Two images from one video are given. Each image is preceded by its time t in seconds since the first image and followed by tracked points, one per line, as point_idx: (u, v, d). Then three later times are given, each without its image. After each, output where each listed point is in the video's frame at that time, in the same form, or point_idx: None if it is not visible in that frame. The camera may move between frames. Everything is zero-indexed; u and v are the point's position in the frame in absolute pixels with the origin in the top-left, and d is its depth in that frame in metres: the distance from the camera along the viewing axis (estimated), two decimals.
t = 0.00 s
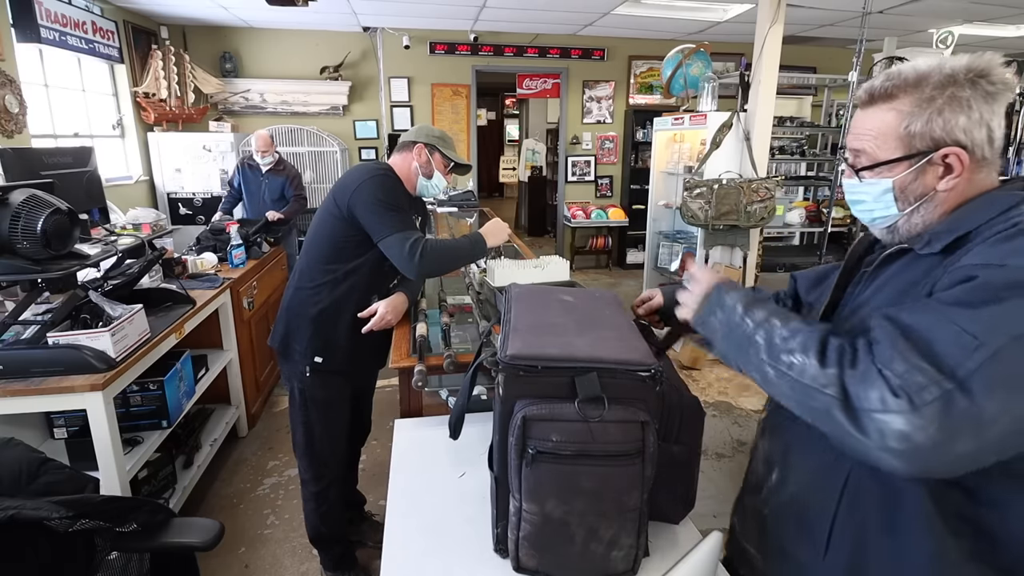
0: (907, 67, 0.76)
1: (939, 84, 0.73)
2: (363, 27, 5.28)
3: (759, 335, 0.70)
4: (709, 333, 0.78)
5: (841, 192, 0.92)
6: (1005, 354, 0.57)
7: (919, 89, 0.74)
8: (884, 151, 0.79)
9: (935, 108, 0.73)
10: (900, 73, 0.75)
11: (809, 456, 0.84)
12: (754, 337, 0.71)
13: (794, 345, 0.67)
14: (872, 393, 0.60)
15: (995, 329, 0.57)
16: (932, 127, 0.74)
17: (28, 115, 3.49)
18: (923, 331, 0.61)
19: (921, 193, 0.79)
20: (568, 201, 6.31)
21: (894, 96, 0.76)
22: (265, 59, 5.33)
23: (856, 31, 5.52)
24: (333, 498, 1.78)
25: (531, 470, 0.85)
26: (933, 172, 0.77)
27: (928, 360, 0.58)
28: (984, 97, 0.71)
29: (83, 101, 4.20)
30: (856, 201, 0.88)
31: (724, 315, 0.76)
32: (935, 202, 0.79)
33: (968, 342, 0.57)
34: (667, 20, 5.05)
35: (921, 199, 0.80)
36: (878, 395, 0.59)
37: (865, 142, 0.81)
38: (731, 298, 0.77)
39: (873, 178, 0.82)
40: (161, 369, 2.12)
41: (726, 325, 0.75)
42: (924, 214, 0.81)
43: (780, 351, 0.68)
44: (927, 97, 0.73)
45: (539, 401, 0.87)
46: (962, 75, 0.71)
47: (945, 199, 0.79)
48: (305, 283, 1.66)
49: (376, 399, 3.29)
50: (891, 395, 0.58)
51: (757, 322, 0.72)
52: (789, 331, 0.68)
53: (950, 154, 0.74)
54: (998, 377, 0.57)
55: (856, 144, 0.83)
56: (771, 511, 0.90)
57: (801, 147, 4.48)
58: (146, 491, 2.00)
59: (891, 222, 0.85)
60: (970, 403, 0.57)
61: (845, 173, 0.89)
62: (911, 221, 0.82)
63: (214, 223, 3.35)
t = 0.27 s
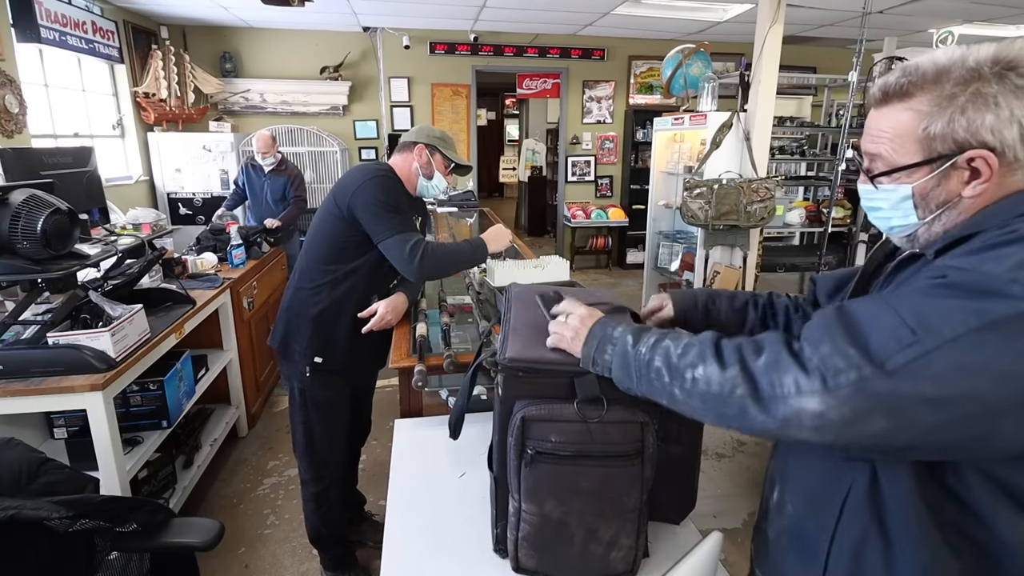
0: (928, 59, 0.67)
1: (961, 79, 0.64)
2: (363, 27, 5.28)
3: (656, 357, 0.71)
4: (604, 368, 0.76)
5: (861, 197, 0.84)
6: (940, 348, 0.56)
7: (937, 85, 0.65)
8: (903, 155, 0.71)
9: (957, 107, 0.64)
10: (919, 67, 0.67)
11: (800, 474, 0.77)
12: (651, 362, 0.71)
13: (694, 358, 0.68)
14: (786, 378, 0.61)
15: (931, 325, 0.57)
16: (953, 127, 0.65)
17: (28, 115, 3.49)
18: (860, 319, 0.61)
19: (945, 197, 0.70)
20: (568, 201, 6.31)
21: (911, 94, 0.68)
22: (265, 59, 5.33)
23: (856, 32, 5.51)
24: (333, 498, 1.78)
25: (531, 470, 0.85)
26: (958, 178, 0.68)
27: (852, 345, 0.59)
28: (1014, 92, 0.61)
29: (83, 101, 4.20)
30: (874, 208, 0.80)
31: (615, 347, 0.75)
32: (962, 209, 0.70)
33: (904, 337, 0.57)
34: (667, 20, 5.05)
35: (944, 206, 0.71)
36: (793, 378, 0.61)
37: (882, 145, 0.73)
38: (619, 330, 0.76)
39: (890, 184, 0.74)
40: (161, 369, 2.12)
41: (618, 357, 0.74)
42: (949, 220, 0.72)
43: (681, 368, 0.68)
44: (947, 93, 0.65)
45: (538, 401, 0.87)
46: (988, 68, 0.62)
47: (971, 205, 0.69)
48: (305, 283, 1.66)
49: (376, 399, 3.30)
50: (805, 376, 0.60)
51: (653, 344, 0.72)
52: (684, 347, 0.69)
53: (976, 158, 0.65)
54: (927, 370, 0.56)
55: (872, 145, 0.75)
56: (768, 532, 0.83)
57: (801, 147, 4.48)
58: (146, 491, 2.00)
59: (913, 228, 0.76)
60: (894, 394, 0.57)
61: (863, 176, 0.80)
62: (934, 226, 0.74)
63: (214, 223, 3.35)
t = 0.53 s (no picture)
0: (919, 73, 0.64)
1: (954, 95, 0.61)
2: (363, 27, 5.28)
3: (658, 375, 0.72)
4: (607, 375, 0.78)
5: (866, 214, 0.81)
6: (945, 398, 0.54)
7: (929, 102, 0.63)
8: (901, 174, 0.68)
9: (949, 125, 0.62)
10: (910, 82, 0.64)
11: (804, 489, 0.77)
12: (654, 379, 0.72)
13: (694, 382, 0.69)
14: (785, 422, 0.62)
15: (939, 372, 0.54)
16: (948, 143, 0.62)
17: (28, 115, 3.49)
18: (864, 358, 0.60)
19: (950, 216, 0.67)
20: (568, 201, 6.31)
21: (903, 111, 0.65)
22: (264, 59, 5.33)
23: (856, 32, 5.51)
24: (333, 498, 1.78)
25: (531, 470, 0.85)
26: (961, 198, 0.65)
27: (853, 391, 0.59)
28: (1011, 103, 0.58)
29: (83, 101, 4.20)
30: (877, 224, 0.77)
31: (615, 356, 0.76)
32: (968, 229, 0.67)
33: (909, 384, 0.55)
34: (667, 20, 5.05)
35: (950, 226, 0.68)
36: (792, 424, 0.62)
37: (879, 163, 0.70)
38: (621, 337, 0.77)
39: (890, 203, 0.71)
40: (161, 369, 2.12)
41: (623, 365, 0.75)
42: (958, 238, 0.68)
43: (683, 391, 0.70)
44: (938, 110, 0.62)
45: (538, 401, 0.87)
46: (983, 81, 0.59)
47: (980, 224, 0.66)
48: (305, 283, 1.66)
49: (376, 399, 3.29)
50: (803, 424, 0.61)
51: (654, 361, 0.73)
52: (685, 367, 0.70)
53: (978, 176, 0.62)
54: (931, 421, 0.55)
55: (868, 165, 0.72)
56: (766, 541, 0.84)
57: (801, 147, 4.48)
58: (146, 491, 2.00)
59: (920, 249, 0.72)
60: (895, 440, 0.57)
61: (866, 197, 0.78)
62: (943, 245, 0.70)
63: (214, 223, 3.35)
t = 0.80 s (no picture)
0: (892, 107, 0.61)
1: (929, 131, 0.57)
2: (363, 27, 5.28)
3: (659, 386, 0.72)
4: (608, 379, 0.78)
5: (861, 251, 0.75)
6: (951, 435, 0.54)
7: (907, 137, 0.59)
8: (885, 212, 0.64)
9: (928, 161, 0.57)
10: (883, 118, 0.61)
11: (810, 501, 0.77)
12: (656, 390, 0.72)
13: (695, 397, 0.69)
14: (786, 446, 0.63)
15: (945, 409, 0.54)
16: (931, 179, 0.58)
17: (28, 115, 3.49)
18: (871, 385, 0.59)
19: (949, 251, 0.61)
20: (568, 201, 6.31)
21: (879, 147, 0.61)
22: (265, 59, 5.33)
23: (856, 32, 5.52)
24: (333, 498, 1.78)
25: (531, 470, 0.85)
26: (955, 232, 0.59)
27: (856, 420, 0.58)
28: (990, 137, 0.54)
29: (83, 101, 4.20)
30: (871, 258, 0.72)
31: (616, 362, 0.76)
32: (970, 263, 0.60)
33: (914, 418, 0.55)
34: (667, 20, 5.05)
35: (948, 262, 0.62)
36: (792, 447, 0.62)
37: (862, 201, 0.66)
38: (622, 343, 0.77)
39: (878, 240, 0.67)
40: (161, 369, 2.12)
41: (623, 374, 0.75)
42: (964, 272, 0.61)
43: (684, 404, 0.70)
44: (914, 147, 0.58)
45: (538, 401, 0.87)
46: (957, 116, 0.56)
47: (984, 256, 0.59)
48: (305, 283, 1.66)
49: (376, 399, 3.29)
50: (804, 450, 0.61)
51: (655, 371, 0.73)
52: (686, 381, 0.70)
53: (968, 211, 0.57)
54: (933, 457, 0.54)
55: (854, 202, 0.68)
56: (769, 548, 0.84)
57: (801, 146, 4.48)
58: (146, 491, 2.00)
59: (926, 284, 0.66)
60: (896, 472, 0.57)
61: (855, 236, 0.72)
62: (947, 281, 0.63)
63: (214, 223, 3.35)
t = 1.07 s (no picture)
0: (942, 125, 0.59)
1: (983, 163, 0.56)
2: (363, 27, 5.28)
3: (665, 405, 0.71)
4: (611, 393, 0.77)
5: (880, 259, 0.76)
6: (969, 480, 0.54)
7: (956, 164, 0.58)
8: (916, 237, 0.64)
9: (977, 195, 0.57)
10: (930, 138, 0.60)
11: (821, 519, 0.77)
12: (663, 408, 0.71)
13: (702, 417, 0.69)
14: (798, 473, 0.63)
15: (966, 456, 0.54)
16: (977, 212, 0.57)
17: (28, 115, 3.49)
18: (889, 421, 0.59)
19: (976, 282, 0.63)
20: (568, 201, 6.31)
21: (924, 170, 0.60)
22: (265, 59, 5.33)
23: (856, 32, 5.51)
24: (333, 497, 1.78)
25: (531, 470, 0.85)
26: (988, 266, 0.61)
27: (874, 456, 0.58)
28: None
29: (83, 101, 4.20)
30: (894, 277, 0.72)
31: (620, 377, 0.75)
32: (998, 297, 0.62)
33: (933, 462, 0.55)
34: (667, 20, 5.05)
35: (974, 292, 0.64)
36: (804, 476, 0.62)
37: (892, 221, 0.66)
38: (626, 357, 0.76)
39: (906, 262, 0.67)
40: (161, 369, 2.12)
41: (629, 389, 0.75)
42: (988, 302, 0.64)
43: (691, 423, 0.70)
44: (964, 177, 0.57)
45: (538, 401, 0.87)
46: (1016, 151, 0.54)
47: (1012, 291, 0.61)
48: (305, 283, 1.66)
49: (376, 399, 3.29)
50: (817, 479, 0.61)
51: (661, 389, 0.72)
52: (693, 400, 0.70)
53: (1005, 251, 0.57)
54: (948, 496, 0.55)
55: (886, 218, 0.67)
56: (782, 560, 0.84)
57: (801, 146, 4.48)
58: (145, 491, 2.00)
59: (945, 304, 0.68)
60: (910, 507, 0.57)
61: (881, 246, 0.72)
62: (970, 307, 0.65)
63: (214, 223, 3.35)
